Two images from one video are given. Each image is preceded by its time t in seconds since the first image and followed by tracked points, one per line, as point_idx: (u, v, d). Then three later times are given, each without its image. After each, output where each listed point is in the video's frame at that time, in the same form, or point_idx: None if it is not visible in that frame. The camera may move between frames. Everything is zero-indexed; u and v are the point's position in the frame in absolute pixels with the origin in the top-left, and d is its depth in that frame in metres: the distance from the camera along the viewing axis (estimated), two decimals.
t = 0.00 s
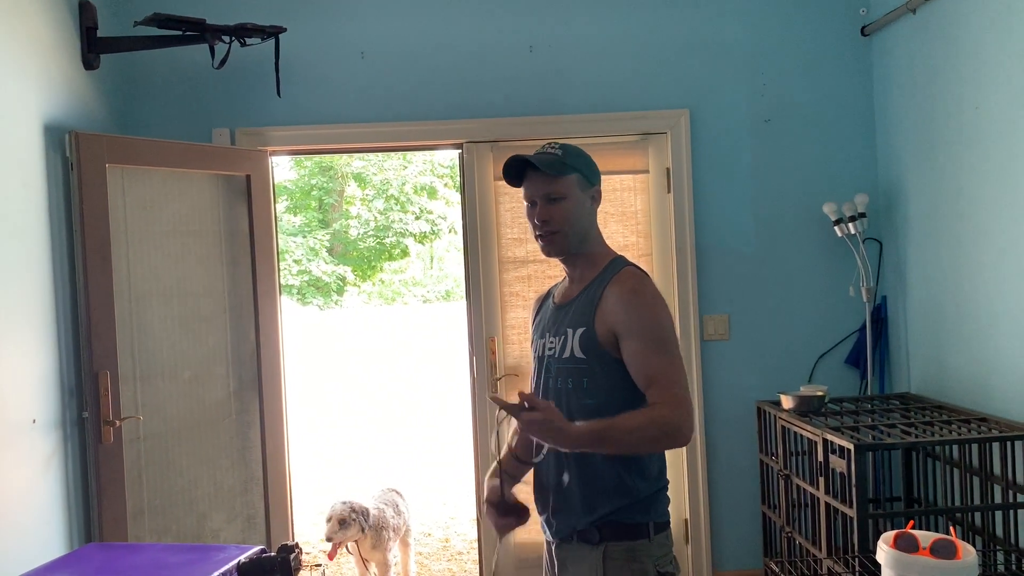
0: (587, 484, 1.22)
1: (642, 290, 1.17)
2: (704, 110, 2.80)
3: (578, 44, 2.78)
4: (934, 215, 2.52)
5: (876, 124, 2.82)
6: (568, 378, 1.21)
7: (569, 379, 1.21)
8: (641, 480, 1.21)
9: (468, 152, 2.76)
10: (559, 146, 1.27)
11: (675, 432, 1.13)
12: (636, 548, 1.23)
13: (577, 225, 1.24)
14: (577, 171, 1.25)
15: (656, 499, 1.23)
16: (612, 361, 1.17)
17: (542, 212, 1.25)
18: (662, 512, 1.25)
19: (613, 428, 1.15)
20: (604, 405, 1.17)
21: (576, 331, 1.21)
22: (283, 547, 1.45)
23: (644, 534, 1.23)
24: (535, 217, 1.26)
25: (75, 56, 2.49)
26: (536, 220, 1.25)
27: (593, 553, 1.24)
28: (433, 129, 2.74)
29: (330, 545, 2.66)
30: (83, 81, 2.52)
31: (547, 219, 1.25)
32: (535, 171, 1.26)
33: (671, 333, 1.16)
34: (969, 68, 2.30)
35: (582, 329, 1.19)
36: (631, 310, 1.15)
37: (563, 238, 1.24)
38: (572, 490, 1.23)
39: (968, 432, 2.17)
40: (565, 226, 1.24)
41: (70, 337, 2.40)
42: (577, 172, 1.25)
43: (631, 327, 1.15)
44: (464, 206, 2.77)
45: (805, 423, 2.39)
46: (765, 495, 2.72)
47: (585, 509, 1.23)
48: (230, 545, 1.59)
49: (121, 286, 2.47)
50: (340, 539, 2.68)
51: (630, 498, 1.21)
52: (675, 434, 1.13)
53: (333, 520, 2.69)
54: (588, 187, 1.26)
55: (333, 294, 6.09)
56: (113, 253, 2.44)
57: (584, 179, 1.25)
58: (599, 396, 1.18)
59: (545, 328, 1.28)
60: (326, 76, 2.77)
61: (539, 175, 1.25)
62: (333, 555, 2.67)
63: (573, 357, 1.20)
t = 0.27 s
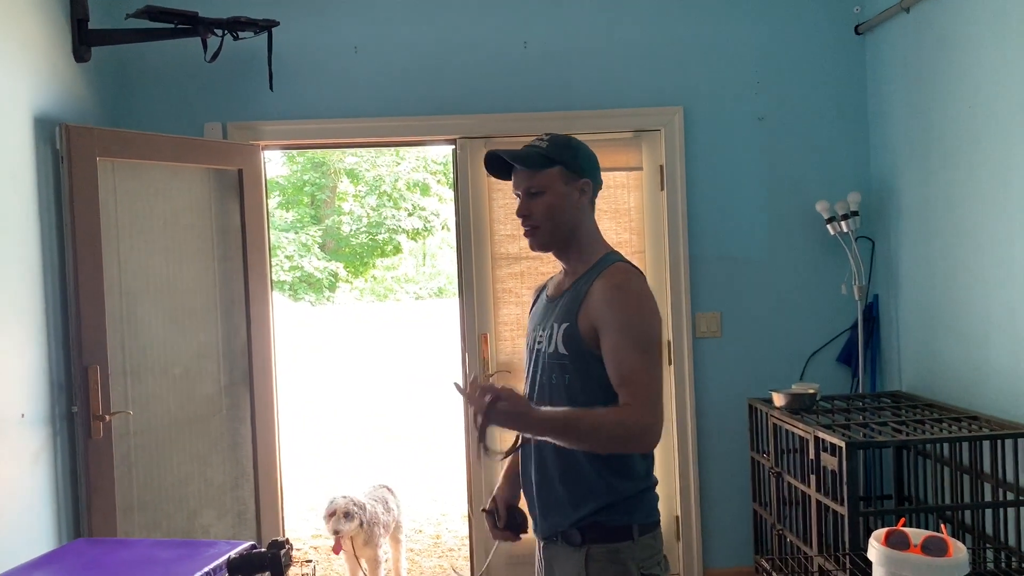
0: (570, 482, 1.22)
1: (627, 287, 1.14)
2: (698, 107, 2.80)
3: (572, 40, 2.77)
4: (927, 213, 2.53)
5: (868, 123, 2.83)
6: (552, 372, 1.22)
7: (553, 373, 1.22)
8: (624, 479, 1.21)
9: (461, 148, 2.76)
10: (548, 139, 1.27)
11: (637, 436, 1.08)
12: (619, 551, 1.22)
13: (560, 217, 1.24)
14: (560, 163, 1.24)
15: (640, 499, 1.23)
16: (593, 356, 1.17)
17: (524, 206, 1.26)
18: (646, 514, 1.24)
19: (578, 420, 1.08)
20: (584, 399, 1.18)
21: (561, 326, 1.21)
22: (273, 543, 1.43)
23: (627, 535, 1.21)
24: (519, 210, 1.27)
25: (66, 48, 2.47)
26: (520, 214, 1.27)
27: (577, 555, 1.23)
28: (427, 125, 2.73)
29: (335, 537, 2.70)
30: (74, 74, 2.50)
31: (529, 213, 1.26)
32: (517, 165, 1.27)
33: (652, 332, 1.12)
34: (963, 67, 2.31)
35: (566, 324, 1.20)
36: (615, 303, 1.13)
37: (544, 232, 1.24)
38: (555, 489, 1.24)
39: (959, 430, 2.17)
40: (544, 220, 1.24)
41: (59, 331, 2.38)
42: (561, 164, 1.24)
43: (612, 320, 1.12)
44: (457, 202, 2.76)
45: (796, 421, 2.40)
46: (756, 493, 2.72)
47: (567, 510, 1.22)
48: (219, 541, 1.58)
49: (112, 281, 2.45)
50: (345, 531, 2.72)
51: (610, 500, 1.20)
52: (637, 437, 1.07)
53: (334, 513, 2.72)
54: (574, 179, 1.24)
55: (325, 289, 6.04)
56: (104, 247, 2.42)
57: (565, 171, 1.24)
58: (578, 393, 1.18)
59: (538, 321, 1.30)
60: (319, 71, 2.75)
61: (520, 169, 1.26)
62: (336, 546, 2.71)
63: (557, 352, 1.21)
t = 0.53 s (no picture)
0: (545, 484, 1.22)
1: (589, 292, 1.13)
2: (690, 106, 2.80)
3: (564, 38, 2.77)
4: (917, 213, 2.54)
5: (858, 123, 2.84)
6: (527, 371, 1.22)
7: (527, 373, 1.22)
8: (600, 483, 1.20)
9: (453, 145, 2.75)
10: (525, 136, 1.26)
11: (599, 450, 1.09)
12: (592, 554, 1.21)
13: (536, 217, 1.24)
14: (533, 162, 1.23)
15: (617, 504, 1.22)
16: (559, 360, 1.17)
17: (502, 206, 1.27)
18: (624, 519, 1.22)
19: (532, 460, 1.12)
20: (554, 400, 1.18)
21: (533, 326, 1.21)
22: (263, 540, 1.42)
23: (601, 540, 1.21)
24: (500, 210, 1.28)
25: (54, 41, 2.44)
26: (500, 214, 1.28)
27: (550, 556, 1.23)
28: (418, 121, 2.72)
29: (335, 529, 2.71)
30: (62, 67, 2.48)
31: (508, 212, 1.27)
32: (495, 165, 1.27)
33: (615, 339, 1.11)
34: (953, 67, 2.31)
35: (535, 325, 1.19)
36: (575, 311, 1.12)
37: (522, 231, 1.26)
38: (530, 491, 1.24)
39: (946, 429, 2.18)
40: (521, 220, 1.25)
41: (47, 326, 2.36)
42: (534, 163, 1.23)
43: (572, 328, 1.12)
44: (448, 198, 2.75)
45: (785, 420, 2.40)
46: (745, 491, 2.72)
47: (540, 511, 1.23)
48: (205, 538, 1.57)
49: (99, 276, 2.43)
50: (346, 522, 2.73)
51: (584, 501, 1.20)
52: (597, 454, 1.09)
53: (332, 506, 2.74)
54: (549, 177, 1.23)
55: (316, 287, 6.05)
56: (92, 242, 2.41)
57: (540, 169, 1.23)
58: (548, 394, 1.18)
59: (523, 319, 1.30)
60: (310, 66, 2.74)
61: (498, 169, 1.27)
62: (336, 538, 2.73)
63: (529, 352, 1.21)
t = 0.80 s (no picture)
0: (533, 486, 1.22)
1: (579, 294, 1.13)
2: (682, 106, 2.80)
3: (557, 37, 2.77)
4: (907, 214, 2.55)
5: (850, 123, 2.85)
6: (518, 375, 1.22)
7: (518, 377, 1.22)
8: (588, 485, 1.20)
9: (445, 144, 2.75)
10: (513, 136, 1.25)
11: (576, 459, 1.10)
12: (583, 557, 1.20)
13: (525, 218, 1.24)
14: (522, 162, 1.23)
15: (606, 507, 1.22)
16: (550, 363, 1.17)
17: (492, 207, 1.27)
18: (615, 522, 1.22)
19: (514, 459, 1.15)
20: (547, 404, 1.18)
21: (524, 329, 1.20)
22: (253, 541, 1.41)
23: (592, 543, 1.20)
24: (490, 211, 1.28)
25: (44, 39, 2.43)
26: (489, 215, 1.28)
27: (540, 558, 1.23)
28: (411, 120, 2.72)
29: (333, 527, 2.72)
30: (52, 65, 2.46)
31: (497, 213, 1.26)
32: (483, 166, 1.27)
33: (601, 344, 1.11)
34: (944, 68, 2.32)
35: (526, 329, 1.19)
36: (564, 315, 1.12)
37: (511, 233, 1.25)
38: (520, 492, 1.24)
39: (937, 429, 2.19)
40: (511, 221, 1.25)
41: (37, 325, 2.35)
42: (523, 163, 1.23)
43: (560, 331, 1.12)
44: (440, 198, 2.75)
45: (777, 420, 2.40)
46: (736, 491, 2.72)
47: (531, 512, 1.23)
48: (194, 539, 1.57)
49: (89, 274, 2.42)
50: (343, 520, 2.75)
51: (576, 505, 1.20)
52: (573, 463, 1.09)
53: (328, 505, 2.76)
54: (538, 177, 1.23)
55: (307, 286, 6.06)
56: (82, 241, 2.39)
57: (529, 170, 1.23)
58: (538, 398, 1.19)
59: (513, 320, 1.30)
60: (302, 65, 2.73)
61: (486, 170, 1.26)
62: (332, 537, 2.73)
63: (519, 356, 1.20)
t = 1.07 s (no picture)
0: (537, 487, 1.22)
1: (599, 294, 1.13)
2: (678, 106, 2.81)
3: (553, 37, 2.77)
4: (904, 213, 2.55)
5: (845, 123, 2.85)
6: (525, 377, 1.21)
7: (526, 379, 1.21)
8: (593, 486, 1.20)
9: (441, 144, 2.75)
10: (514, 135, 1.25)
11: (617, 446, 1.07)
12: (590, 556, 1.20)
13: (534, 214, 1.23)
14: (528, 160, 1.22)
15: (610, 505, 1.22)
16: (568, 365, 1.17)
17: (497, 206, 1.24)
18: (619, 519, 1.23)
19: (540, 453, 1.10)
20: (558, 407, 1.18)
21: (535, 331, 1.20)
22: (251, 541, 1.41)
23: (598, 541, 1.21)
24: (492, 210, 1.26)
25: (40, 39, 2.43)
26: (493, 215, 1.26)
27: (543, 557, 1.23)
28: (408, 120, 2.72)
29: (332, 525, 2.72)
30: (49, 65, 2.46)
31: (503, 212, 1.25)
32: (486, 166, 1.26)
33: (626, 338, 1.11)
34: (939, 68, 2.33)
35: (540, 331, 1.18)
36: (586, 315, 1.12)
37: (519, 230, 1.24)
38: (524, 493, 1.24)
39: (933, 429, 2.19)
40: (519, 218, 1.23)
41: (33, 325, 2.35)
42: (529, 160, 1.22)
43: (584, 331, 1.11)
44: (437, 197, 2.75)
45: (773, 419, 2.41)
46: (733, 491, 2.73)
47: (535, 513, 1.23)
48: (191, 540, 1.56)
49: (86, 275, 2.42)
50: (343, 519, 2.76)
51: (583, 504, 1.20)
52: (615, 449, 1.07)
53: (328, 503, 2.77)
54: (544, 175, 1.23)
55: (303, 285, 6.05)
56: (79, 241, 2.39)
57: (537, 166, 1.23)
58: (549, 401, 1.18)
59: (515, 322, 1.29)
60: (298, 65, 2.74)
61: (489, 170, 1.25)
62: (332, 535, 2.73)
63: (530, 358, 1.20)
